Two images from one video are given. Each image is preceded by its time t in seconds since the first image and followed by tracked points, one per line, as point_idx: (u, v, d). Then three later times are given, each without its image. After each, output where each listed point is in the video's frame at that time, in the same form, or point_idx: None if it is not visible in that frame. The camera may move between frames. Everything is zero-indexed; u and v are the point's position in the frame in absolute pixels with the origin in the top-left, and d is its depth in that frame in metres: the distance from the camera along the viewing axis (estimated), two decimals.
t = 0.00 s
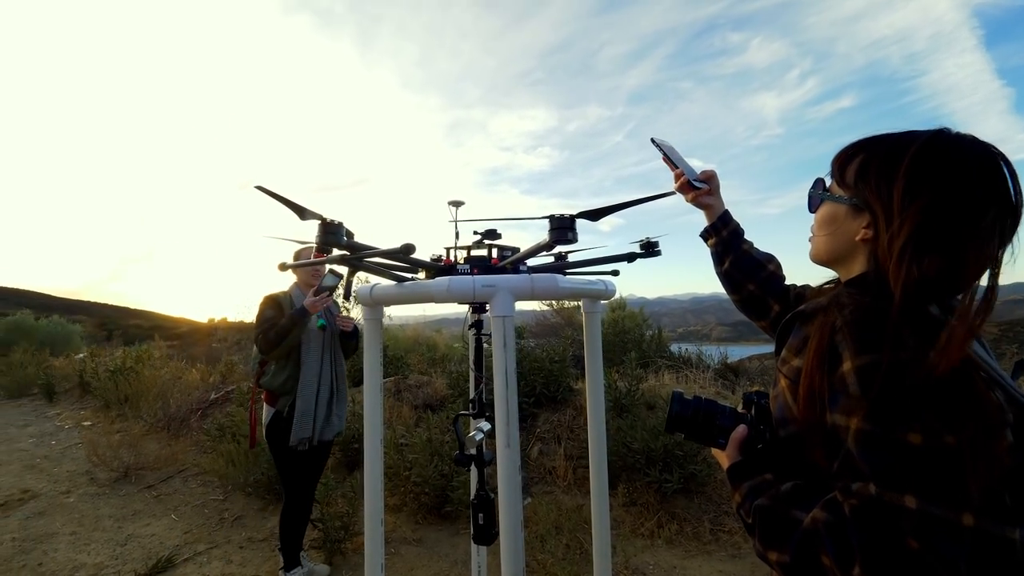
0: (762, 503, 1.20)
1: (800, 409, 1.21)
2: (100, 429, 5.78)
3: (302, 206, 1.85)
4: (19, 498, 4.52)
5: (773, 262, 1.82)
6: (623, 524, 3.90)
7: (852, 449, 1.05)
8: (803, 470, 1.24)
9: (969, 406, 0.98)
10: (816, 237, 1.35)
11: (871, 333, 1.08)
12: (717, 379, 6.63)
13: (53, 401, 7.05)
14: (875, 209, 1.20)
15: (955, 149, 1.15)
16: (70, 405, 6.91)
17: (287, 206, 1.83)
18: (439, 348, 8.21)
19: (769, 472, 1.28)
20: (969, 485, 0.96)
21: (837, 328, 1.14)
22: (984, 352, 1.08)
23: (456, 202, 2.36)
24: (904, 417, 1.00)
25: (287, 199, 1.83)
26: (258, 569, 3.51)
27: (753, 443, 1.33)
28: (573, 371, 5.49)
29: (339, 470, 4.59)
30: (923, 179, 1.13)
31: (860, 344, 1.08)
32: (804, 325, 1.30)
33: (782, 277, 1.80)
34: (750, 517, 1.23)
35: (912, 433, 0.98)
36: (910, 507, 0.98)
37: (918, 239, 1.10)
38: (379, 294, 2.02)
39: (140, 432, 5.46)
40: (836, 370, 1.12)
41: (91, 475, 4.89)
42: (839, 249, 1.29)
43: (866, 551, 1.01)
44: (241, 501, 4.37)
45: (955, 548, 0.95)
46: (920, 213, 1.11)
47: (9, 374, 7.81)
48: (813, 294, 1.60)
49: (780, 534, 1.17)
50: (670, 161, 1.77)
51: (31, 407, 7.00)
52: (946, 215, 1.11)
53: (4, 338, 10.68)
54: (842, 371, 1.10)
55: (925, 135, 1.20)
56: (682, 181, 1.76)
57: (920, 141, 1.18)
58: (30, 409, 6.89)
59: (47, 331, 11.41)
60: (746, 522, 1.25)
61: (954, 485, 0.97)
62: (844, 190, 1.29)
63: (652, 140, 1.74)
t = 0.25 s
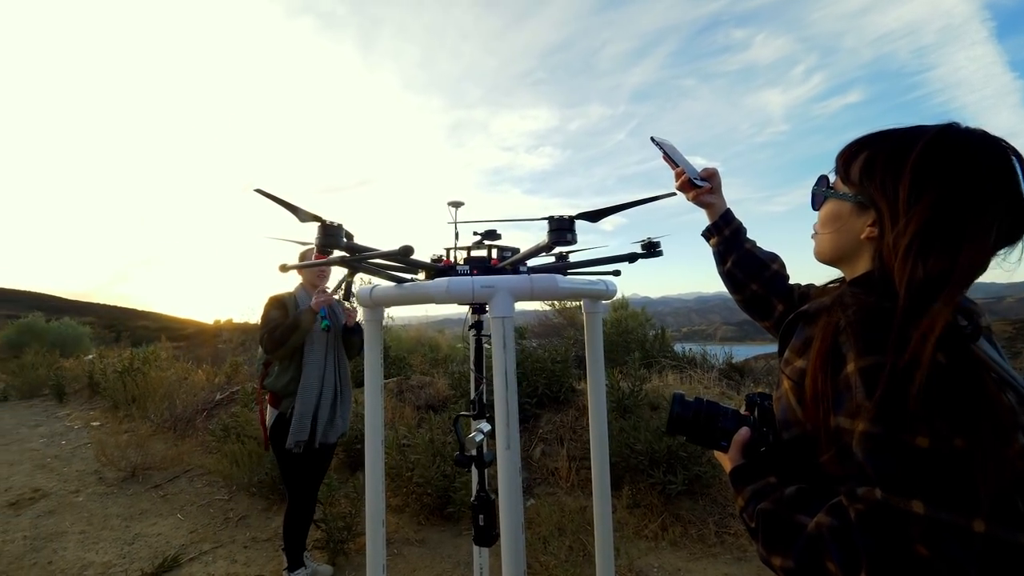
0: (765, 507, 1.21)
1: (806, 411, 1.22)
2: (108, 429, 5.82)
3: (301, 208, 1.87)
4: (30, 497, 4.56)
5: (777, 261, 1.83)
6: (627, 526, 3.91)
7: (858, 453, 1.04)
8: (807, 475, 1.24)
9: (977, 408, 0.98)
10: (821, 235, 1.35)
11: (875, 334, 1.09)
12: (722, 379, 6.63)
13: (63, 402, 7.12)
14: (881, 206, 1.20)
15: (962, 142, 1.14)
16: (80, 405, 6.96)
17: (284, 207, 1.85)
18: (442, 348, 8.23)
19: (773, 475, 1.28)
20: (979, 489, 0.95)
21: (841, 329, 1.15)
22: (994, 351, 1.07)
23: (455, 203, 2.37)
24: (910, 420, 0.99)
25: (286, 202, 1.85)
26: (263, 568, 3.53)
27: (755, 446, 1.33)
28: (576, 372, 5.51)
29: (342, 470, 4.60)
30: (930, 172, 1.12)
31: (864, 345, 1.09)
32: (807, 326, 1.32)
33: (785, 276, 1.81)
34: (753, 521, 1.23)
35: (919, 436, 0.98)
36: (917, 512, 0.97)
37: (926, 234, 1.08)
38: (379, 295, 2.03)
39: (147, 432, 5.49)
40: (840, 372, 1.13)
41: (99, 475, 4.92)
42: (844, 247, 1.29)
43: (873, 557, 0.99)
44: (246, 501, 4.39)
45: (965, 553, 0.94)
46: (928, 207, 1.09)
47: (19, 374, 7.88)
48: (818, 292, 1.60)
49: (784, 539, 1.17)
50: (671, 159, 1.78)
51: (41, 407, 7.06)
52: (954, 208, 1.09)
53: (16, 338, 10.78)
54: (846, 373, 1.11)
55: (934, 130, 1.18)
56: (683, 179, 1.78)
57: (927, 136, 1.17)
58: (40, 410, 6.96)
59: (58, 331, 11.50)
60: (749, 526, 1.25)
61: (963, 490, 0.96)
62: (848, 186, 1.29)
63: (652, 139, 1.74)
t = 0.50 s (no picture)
0: (771, 509, 1.20)
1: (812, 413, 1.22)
2: (118, 429, 5.87)
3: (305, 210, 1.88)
4: (42, 496, 4.61)
5: (784, 261, 1.84)
6: (633, 528, 3.91)
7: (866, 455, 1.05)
8: (814, 477, 1.25)
9: (988, 410, 0.98)
10: (828, 233, 1.35)
11: (883, 334, 1.09)
12: (729, 380, 6.62)
13: (73, 401, 7.18)
14: (890, 204, 1.19)
15: (974, 138, 1.13)
16: (92, 405, 7.02)
17: (288, 209, 1.87)
18: (447, 349, 8.25)
19: (780, 477, 1.28)
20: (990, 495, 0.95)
21: (848, 329, 1.15)
22: (1006, 352, 1.08)
23: (459, 204, 2.38)
24: (918, 423, 1.00)
25: (290, 203, 1.86)
26: (270, 568, 3.55)
27: (762, 449, 1.32)
28: (581, 372, 5.51)
29: (348, 471, 4.63)
30: (942, 169, 1.11)
31: (872, 346, 1.09)
32: (814, 327, 1.32)
33: (792, 276, 1.81)
34: (759, 524, 1.23)
35: (929, 439, 0.99)
36: (927, 516, 0.97)
37: (936, 231, 1.08)
38: (382, 296, 2.05)
39: (157, 432, 5.53)
40: (847, 373, 1.13)
41: (110, 474, 4.96)
42: (852, 245, 1.29)
43: (881, 561, 1.00)
44: (253, 501, 4.42)
45: (975, 559, 0.94)
46: (940, 203, 1.08)
47: (31, 374, 7.96)
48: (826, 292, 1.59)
49: (791, 543, 1.16)
50: (676, 159, 1.79)
51: (54, 407, 7.13)
52: (969, 203, 1.07)
53: (30, 339, 10.90)
54: (854, 374, 1.11)
55: (944, 126, 1.18)
56: (687, 178, 1.78)
57: (938, 132, 1.17)
58: (51, 410, 7.03)
59: (71, 332, 11.61)
60: (755, 529, 1.25)
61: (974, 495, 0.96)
62: (856, 184, 1.29)
63: (655, 138, 1.75)
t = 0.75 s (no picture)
0: (777, 510, 1.20)
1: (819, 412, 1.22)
2: (128, 429, 5.92)
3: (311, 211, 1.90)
4: (54, 495, 4.66)
5: (790, 261, 1.83)
6: (640, 528, 3.91)
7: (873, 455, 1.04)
8: (821, 478, 1.25)
9: (998, 410, 0.97)
10: (836, 232, 1.35)
11: (891, 334, 1.09)
12: (736, 381, 6.60)
13: (84, 401, 7.25)
14: (897, 202, 1.19)
15: (983, 136, 1.12)
16: (103, 405, 7.08)
17: (294, 210, 1.88)
18: (454, 349, 8.27)
19: (787, 477, 1.28)
20: (999, 496, 0.95)
21: (856, 329, 1.15)
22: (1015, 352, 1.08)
23: (464, 204, 2.39)
24: (927, 423, 0.99)
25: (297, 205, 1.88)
26: (278, 567, 3.57)
27: (768, 449, 1.33)
28: (588, 373, 5.51)
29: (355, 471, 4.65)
30: (950, 167, 1.11)
31: (880, 346, 1.09)
32: (821, 326, 1.32)
33: (799, 276, 1.81)
34: (766, 524, 1.23)
35: (938, 439, 0.98)
36: (936, 517, 0.96)
37: (944, 231, 1.07)
38: (387, 296, 2.06)
39: (167, 431, 5.58)
40: (854, 373, 1.13)
41: (120, 473, 5.01)
42: (860, 244, 1.28)
43: (889, 563, 0.99)
44: (261, 500, 4.45)
45: (984, 561, 0.93)
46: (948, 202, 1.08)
47: (43, 375, 8.05)
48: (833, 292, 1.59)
49: (798, 544, 1.16)
50: (681, 159, 1.78)
51: (67, 407, 7.21)
52: (977, 202, 1.07)
53: (42, 341, 11.01)
54: (861, 374, 1.11)
55: (955, 123, 1.17)
56: (692, 179, 1.76)
57: (946, 130, 1.16)
58: (63, 410, 7.10)
59: (82, 334, 11.72)
60: (762, 529, 1.25)
61: (983, 496, 0.95)
62: (864, 183, 1.29)
63: (660, 138, 1.74)
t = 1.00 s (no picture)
0: (785, 508, 1.18)
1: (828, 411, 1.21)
2: (138, 430, 5.97)
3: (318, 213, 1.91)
4: (65, 496, 4.70)
5: (799, 261, 1.82)
6: (647, 528, 3.89)
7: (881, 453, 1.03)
8: (829, 476, 1.23)
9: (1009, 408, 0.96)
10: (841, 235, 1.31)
11: (899, 331, 1.07)
12: (744, 380, 6.57)
13: (95, 403, 7.32)
14: (903, 202, 1.18)
15: (986, 131, 1.13)
16: (113, 406, 7.14)
17: (301, 211, 1.89)
18: (461, 350, 8.28)
19: (795, 475, 1.26)
20: (1009, 495, 0.93)
21: (866, 327, 1.14)
22: None
23: (471, 205, 2.39)
24: (936, 420, 0.98)
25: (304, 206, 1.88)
26: (286, 566, 3.58)
27: (777, 447, 1.31)
28: (595, 373, 5.50)
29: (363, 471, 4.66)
30: (956, 163, 1.10)
31: (889, 343, 1.07)
32: (831, 326, 1.31)
33: (808, 277, 1.79)
34: (773, 522, 1.21)
35: (947, 437, 0.97)
36: (945, 514, 0.95)
37: (958, 226, 1.06)
38: (394, 297, 2.06)
39: (176, 433, 5.62)
40: (863, 371, 1.12)
41: (130, 474, 5.05)
42: (868, 246, 1.25)
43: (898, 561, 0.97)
44: (270, 501, 4.47)
45: (993, 559, 0.92)
46: (958, 198, 1.07)
47: (55, 377, 8.13)
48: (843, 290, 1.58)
49: (805, 542, 1.15)
50: (689, 160, 1.78)
51: (78, 408, 7.28)
52: (986, 197, 1.06)
53: (53, 343, 11.12)
54: (870, 372, 1.10)
55: (954, 121, 1.17)
56: (700, 180, 1.77)
57: (947, 127, 1.16)
58: (74, 411, 7.17)
59: (93, 336, 11.85)
60: (769, 527, 1.23)
61: (993, 494, 0.94)
62: (868, 185, 1.26)
63: (669, 139, 1.74)
